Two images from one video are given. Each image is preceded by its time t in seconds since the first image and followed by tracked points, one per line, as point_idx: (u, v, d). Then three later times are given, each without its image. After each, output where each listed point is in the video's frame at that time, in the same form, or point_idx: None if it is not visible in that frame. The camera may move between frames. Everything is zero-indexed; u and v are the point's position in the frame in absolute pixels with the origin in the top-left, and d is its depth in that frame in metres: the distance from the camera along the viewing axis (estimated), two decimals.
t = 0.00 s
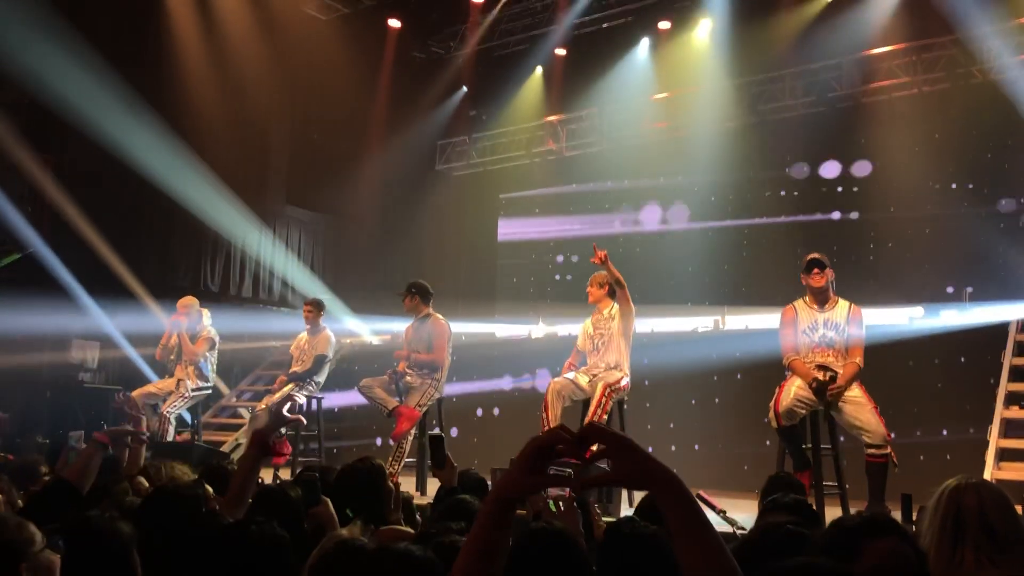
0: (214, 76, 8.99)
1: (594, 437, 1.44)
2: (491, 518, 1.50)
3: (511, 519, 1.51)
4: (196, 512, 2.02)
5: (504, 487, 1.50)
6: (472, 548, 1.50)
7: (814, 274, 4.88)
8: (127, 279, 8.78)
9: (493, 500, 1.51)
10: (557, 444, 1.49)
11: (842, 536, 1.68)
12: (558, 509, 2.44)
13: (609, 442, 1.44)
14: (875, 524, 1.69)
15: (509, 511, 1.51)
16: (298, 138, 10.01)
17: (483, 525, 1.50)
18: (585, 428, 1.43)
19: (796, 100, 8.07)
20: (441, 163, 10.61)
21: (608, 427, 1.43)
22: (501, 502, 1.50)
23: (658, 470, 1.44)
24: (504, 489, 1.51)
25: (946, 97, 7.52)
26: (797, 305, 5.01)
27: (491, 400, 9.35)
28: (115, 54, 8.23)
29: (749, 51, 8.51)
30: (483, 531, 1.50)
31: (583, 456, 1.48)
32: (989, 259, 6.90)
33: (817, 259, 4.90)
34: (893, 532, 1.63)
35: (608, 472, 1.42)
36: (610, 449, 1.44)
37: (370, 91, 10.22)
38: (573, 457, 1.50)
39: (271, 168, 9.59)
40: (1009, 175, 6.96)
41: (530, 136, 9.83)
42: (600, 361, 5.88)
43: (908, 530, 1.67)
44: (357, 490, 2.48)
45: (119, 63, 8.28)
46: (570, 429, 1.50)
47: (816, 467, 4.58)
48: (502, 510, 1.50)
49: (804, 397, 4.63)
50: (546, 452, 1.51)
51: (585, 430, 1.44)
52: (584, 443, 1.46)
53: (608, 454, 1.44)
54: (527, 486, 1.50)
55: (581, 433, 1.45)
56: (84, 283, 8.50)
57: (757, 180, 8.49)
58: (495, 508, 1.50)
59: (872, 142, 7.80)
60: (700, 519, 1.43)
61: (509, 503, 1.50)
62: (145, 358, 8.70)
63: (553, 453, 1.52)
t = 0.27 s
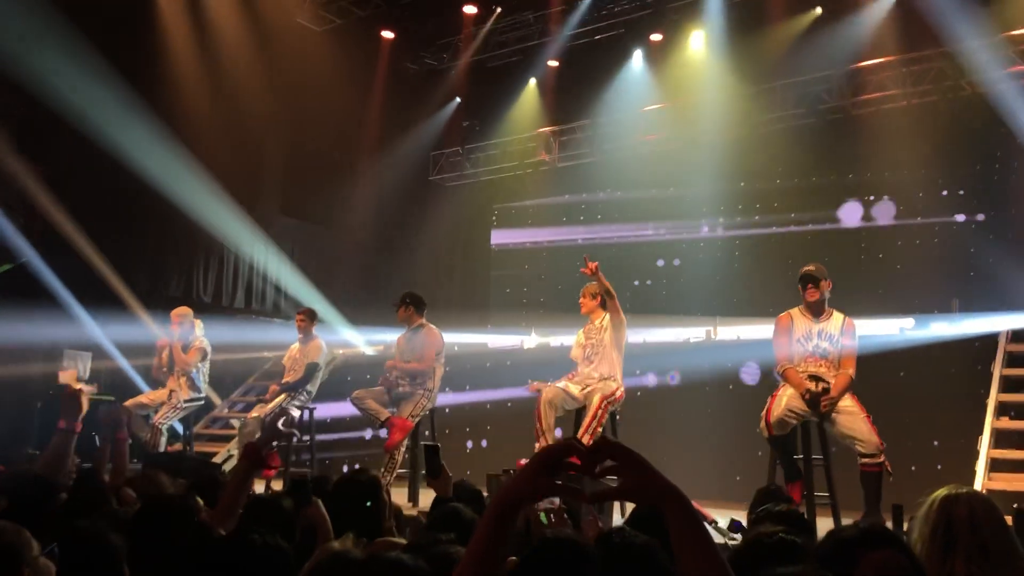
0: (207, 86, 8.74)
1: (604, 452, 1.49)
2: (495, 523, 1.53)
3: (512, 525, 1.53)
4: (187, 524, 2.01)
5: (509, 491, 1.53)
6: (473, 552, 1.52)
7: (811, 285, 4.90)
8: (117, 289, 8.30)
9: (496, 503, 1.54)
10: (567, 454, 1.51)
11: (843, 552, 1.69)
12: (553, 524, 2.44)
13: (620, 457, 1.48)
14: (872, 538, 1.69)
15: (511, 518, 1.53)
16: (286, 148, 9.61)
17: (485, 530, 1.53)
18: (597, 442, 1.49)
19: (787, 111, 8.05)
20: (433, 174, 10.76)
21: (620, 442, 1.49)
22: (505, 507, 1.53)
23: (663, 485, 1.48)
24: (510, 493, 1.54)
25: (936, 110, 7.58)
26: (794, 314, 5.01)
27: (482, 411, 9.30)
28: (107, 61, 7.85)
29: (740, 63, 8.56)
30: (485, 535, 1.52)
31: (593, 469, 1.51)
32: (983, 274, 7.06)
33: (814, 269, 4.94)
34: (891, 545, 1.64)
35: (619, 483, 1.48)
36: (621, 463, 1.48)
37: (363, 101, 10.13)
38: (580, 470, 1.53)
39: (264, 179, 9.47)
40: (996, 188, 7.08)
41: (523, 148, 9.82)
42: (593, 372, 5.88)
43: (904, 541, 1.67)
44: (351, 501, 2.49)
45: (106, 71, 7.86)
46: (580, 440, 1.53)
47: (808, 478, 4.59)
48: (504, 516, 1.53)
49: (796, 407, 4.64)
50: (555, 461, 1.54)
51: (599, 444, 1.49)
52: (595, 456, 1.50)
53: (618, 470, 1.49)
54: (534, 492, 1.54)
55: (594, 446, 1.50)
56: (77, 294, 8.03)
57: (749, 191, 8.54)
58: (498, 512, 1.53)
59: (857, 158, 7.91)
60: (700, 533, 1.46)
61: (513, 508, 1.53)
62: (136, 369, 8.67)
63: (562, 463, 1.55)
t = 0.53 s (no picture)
0: (195, 88, 8.68)
1: (598, 428, 1.39)
2: (486, 493, 1.47)
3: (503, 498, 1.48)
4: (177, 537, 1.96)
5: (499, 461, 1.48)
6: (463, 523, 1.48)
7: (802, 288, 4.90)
8: (104, 293, 8.27)
9: (487, 472, 1.48)
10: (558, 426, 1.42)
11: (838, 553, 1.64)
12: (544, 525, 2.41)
13: (613, 433, 1.40)
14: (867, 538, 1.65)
15: (501, 492, 1.48)
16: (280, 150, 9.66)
17: (474, 504, 1.48)
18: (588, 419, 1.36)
19: (778, 117, 8.06)
20: (422, 176, 10.60)
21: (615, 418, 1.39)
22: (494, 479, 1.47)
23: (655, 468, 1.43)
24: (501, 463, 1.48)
25: (926, 115, 7.60)
26: (783, 316, 5.01)
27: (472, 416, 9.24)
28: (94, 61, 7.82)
29: (730, 67, 8.58)
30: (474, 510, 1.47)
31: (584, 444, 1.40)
32: (973, 278, 7.07)
33: (808, 272, 4.92)
34: (885, 547, 1.62)
35: (607, 462, 1.42)
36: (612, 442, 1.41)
37: (353, 104, 10.09)
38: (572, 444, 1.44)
39: (252, 181, 9.41)
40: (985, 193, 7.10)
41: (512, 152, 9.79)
42: (583, 378, 5.86)
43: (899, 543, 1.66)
44: (338, 505, 2.44)
45: (94, 70, 7.81)
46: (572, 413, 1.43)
47: (797, 482, 4.59)
48: (494, 489, 1.47)
49: (786, 412, 4.64)
50: (547, 435, 1.45)
51: (592, 421, 1.38)
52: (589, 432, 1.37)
53: (612, 447, 1.42)
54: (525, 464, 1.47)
55: (586, 422, 1.37)
56: (63, 296, 7.99)
57: (742, 198, 8.53)
58: (489, 483, 1.47)
59: (852, 166, 7.87)
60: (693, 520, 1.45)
61: (503, 481, 1.48)
62: (122, 373, 8.55)
63: (553, 436, 1.46)
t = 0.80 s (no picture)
0: (188, 89, 8.66)
1: (586, 404, 1.45)
2: (474, 474, 1.49)
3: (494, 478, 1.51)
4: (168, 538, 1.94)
5: (489, 440, 1.50)
6: (454, 505, 1.48)
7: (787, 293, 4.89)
8: (96, 296, 8.25)
9: (477, 451, 1.51)
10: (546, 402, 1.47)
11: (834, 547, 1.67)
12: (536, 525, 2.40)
13: (599, 409, 1.48)
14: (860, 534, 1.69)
15: (492, 471, 1.50)
16: (269, 153, 9.53)
17: (465, 484, 1.49)
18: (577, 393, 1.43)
19: (767, 118, 8.23)
20: (414, 180, 10.66)
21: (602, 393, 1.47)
22: (485, 457, 1.50)
23: (641, 445, 1.48)
24: (492, 442, 1.50)
25: (917, 117, 7.60)
26: (770, 321, 5.03)
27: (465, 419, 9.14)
28: (87, 62, 7.82)
29: (724, 70, 8.56)
30: (463, 493, 1.48)
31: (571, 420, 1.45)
32: (963, 278, 7.05)
33: (792, 277, 4.93)
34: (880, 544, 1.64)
35: (598, 439, 1.49)
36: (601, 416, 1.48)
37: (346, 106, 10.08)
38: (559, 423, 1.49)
39: (246, 184, 9.30)
40: (977, 193, 7.13)
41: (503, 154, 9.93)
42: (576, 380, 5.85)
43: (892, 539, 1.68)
44: (332, 505, 2.44)
45: (87, 73, 7.83)
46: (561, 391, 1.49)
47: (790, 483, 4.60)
48: (485, 468, 1.50)
49: (778, 411, 4.67)
50: (535, 413, 1.50)
51: (580, 394, 1.45)
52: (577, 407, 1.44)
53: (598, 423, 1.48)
54: (515, 443, 1.49)
55: (576, 397, 1.44)
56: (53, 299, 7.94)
57: (735, 202, 8.54)
58: (479, 464, 1.50)
59: (843, 171, 7.88)
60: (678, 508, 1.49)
61: (494, 460, 1.50)
62: (114, 376, 8.48)
63: (540, 415, 1.51)
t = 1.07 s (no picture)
0: (182, 101, 8.67)
1: (567, 427, 1.35)
2: (459, 504, 1.43)
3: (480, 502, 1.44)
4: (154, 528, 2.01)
5: (472, 469, 1.41)
6: (441, 533, 1.43)
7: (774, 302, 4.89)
8: (93, 307, 8.36)
9: (462, 481, 1.43)
10: (527, 428, 1.38)
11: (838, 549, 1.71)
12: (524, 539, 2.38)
13: (578, 434, 1.36)
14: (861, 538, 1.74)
15: (477, 499, 1.43)
16: (265, 165, 9.54)
17: (452, 509, 1.44)
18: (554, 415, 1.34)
19: (761, 126, 8.25)
20: (409, 189, 10.60)
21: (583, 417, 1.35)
22: (469, 487, 1.41)
23: (618, 460, 1.38)
24: (472, 472, 1.42)
25: (906, 124, 7.69)
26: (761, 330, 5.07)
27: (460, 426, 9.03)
28: (79, 74, 7.91)
29: (716, 79, 8.62)
30: (451, 516, 1.44)
31: (551, 445, 1.37)
32: (957, 283, 7.12)
33: (772, 286, 4.92)
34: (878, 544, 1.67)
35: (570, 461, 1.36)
36: (574, 438, 1.36)
37: (340, 118, 10.06)
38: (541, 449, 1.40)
39: (239, 194, 9.28)
40: (970, 198, 7.18)
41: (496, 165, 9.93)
42: (574, 386, 5.87)
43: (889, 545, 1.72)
44: (330, 513, 2.45)
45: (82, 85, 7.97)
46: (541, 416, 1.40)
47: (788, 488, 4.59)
48: (470, 496, 1.43)
49: (772, 416, 4.69)
50: (517, 439, 1.41)
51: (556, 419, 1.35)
52: (555, 432, 1.35)
53: (579, 449, 1.37)
54: (496, 473, 1.41)
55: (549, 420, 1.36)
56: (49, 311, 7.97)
57: (729, 213, 8.57)
58: (464, 492, 1.43)
59: (832, 177, 7.98)
60: (662, 525, 1.41)
61: (480, 491, 1.42)
62: (111, 388, 8.44)
63: (523, 442, 1.42)
